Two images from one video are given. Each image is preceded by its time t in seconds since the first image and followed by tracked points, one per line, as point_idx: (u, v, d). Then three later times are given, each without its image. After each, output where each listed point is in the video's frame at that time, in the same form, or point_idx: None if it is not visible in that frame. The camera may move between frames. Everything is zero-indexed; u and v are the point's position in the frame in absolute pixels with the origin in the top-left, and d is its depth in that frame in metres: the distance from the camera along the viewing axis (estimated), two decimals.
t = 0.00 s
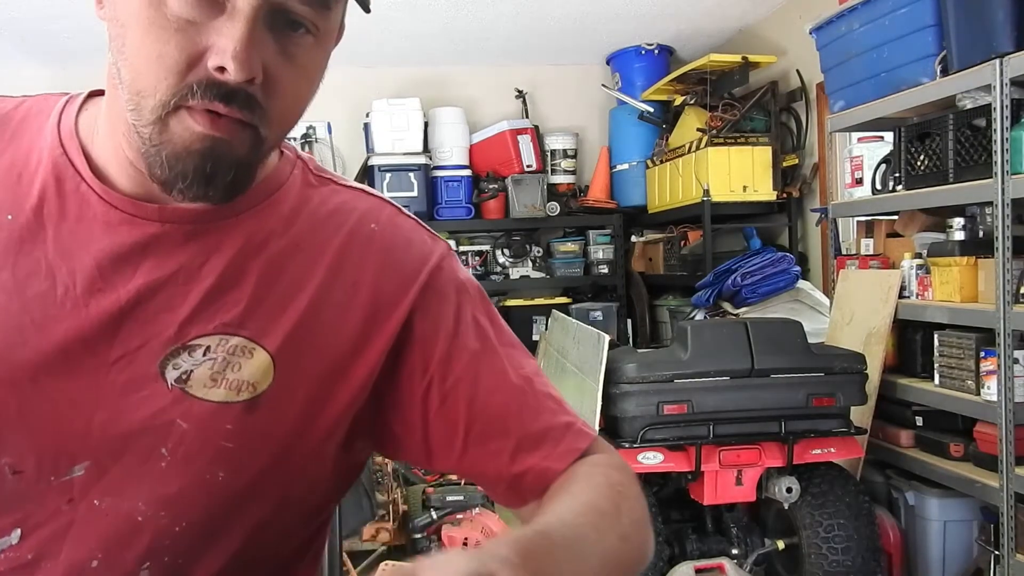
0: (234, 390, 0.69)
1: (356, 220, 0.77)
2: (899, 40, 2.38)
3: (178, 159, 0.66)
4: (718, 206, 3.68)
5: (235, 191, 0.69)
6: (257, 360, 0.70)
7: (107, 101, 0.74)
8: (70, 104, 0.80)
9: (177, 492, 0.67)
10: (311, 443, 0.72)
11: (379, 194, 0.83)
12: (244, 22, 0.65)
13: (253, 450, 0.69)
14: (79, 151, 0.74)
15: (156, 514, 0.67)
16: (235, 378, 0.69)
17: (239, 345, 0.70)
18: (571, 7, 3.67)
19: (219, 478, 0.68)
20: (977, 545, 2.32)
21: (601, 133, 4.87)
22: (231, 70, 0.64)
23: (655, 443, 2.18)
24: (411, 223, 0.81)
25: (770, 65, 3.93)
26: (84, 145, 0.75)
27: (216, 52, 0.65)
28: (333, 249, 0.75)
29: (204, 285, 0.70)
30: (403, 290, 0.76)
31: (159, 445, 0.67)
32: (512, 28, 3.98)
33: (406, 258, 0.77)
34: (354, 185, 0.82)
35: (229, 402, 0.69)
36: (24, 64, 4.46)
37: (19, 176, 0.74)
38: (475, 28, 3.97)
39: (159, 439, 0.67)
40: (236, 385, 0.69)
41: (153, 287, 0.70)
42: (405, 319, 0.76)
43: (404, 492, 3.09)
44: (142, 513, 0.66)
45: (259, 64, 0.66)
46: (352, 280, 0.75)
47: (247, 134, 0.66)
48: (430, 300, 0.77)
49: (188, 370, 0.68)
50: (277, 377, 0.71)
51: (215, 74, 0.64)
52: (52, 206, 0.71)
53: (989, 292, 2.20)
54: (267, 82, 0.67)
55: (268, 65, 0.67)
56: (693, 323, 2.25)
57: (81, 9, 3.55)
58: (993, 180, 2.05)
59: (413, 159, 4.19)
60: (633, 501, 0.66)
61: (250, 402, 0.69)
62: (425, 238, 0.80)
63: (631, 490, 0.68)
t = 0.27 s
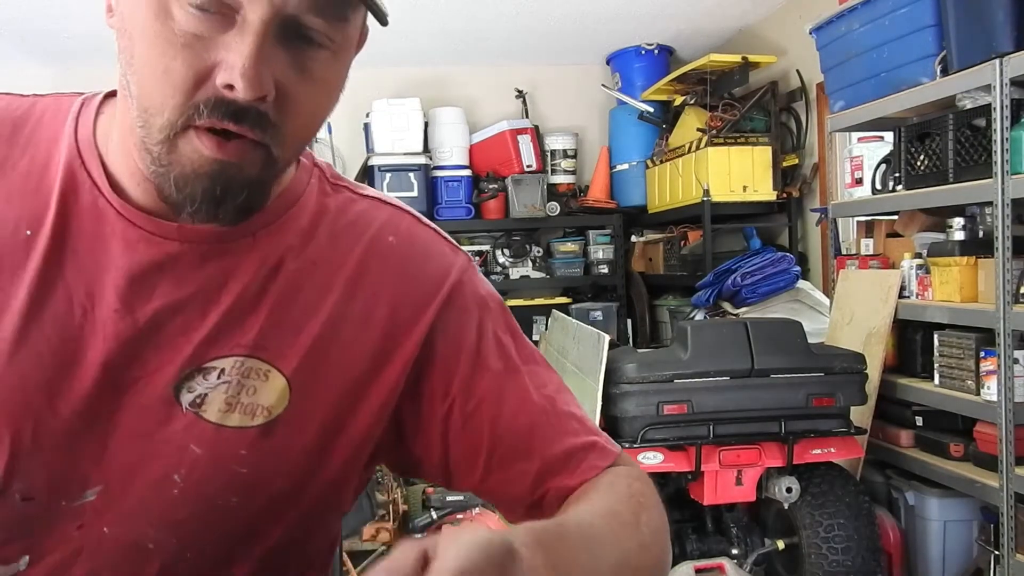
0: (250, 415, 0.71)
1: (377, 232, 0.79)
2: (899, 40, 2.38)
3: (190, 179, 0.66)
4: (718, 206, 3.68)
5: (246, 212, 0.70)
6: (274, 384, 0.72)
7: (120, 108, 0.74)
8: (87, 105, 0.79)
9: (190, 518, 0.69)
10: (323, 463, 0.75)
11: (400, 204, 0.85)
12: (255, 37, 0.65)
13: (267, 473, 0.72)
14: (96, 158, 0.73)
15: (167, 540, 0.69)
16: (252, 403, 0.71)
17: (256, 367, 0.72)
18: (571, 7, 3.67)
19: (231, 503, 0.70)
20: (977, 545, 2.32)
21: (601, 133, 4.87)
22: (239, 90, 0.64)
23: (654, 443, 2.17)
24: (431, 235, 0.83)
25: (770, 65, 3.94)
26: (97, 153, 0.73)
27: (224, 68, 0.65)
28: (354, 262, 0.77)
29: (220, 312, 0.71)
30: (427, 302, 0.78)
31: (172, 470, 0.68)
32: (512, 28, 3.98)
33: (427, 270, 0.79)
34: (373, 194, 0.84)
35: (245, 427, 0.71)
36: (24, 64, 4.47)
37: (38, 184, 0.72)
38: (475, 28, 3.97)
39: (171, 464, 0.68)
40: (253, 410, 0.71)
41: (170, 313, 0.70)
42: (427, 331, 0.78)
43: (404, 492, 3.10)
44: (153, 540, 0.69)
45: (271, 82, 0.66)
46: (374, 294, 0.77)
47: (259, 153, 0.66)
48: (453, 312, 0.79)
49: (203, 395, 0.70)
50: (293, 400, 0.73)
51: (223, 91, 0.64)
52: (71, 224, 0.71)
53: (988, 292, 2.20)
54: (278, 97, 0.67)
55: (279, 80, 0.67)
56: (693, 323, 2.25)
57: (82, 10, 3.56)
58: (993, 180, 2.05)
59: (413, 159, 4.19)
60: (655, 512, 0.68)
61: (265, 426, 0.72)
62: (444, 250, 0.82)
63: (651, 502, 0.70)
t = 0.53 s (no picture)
0: (270, 425, 0.74)
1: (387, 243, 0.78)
2: (898, 41, 2.38)
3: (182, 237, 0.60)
4: (718, 206, 3.68)
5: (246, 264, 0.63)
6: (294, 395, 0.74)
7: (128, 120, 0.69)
8: (103, 110, 0.76)
9: (213, 525, 0.76)
10: (337, 467, 0.80)
11: (409, 210, 0.84)
12: (235, 125, 0.57)
13: (284, 482, 0.77)
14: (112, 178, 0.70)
15: (185, 545, 0.77)
16: (270, 414, 0.74)
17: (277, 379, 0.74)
18: (571, 8, 3.67)
19: (250, 510, 0.77)
20: (977, 545, 2.32)
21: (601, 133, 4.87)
22: (221, 179, 0.57)
23: (655, 443, 2.17)
24: (444, 244, 0.81)
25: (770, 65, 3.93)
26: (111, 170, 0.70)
27: (205, 151, 0.57)
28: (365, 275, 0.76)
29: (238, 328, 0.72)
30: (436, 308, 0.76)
31: (194, 480, 0.74)
32: (512, 28, 3.98)
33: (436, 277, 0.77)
34: (381, 202, 0.83)
35: (265, 437, 0.74)
36: (24, 65, 4.47)
37: (56, 192, 0.71)
38: (474, 29, 3.97)
39: (192, 474, 0.73)
40: (272, 420, 0.74)
41: (189, 329, 0.71)
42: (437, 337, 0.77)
43: (404, 492, 3.09)
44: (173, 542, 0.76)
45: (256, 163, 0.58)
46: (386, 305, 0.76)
47: (250, 226, 0.59)
48: (463, 320, 0.77)
49: (226, 405, 0.73)
50: (312, 413, 0.75)
51: (205, 176, 0.58)
52: (92, 237, 0.70)
53: (988, 292, 2.20)
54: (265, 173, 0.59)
55: (267, 159, 0.59)
56: (693, 323, 2.25)
57: (83, 11, 3.57)
58: (993, 180, 2.05)
59: (413, 159, 4.19)
60: (632, 456, 0.73)
61: (285, 436, 0.75)
62: (457, 257, 0.80)
63: (642, 471, 0.73)
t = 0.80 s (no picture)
0: (256, 401, 0.69)
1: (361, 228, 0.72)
2: (898, 40, 2.38)
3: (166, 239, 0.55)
4: (718, 206, 3.67)
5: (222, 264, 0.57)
6: (279, 372, 0.70)
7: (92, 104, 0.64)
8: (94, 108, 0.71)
9: (203, 504, 0.69)
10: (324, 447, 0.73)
11: (389, 196, 0.78)
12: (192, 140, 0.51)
13: (274, 459, 0.70)
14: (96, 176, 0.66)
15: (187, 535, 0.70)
16: (257, 390, 0.69)
17: (263, 357, 0.70)
18: (572, 6, 3.66)
19: (240, 489, 0.70)
20: (977, 545, 2.32)
21: (601, 133, 4.87)
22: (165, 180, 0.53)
23: (655, 443, 2.17)
24: (418, 222, 0.74)
25: (770, 65, 3.94)
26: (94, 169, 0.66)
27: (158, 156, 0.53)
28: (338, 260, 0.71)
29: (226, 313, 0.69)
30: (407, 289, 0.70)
31: (184, 459, 0.68)
32: (512, 28, 3.98)
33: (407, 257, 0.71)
34: (362, 191, 0.77)
35: (252, 414, 0.69)
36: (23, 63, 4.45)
37: (51, 188, 0.68)
38: (475, 28, 3.97)
39: (182, 452, 0.68)
40: (258, 396, 0.69)
41: (182, 314, 0.67)
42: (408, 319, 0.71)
43: (403, 492, 3.08)
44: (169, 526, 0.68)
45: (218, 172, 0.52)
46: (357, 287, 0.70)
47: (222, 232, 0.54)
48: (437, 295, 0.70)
49: (213, 385, 0.68)
50: (297, 387, 0.71)
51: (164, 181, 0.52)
52: (85, 218, 0.66)
53: (988, 292, 2.20)
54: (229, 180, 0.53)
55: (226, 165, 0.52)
56: (693, 323, 2.25)
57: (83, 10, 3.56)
58: (993, 180, 2.05)
59: (413, 159, 4.19)
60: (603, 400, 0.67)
61: (273, 411, 0.70)
62: (428, 233, 0.73)
63: (624, 425, 0.66)
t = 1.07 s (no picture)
0: (218, 385, 0.67)
1: (332, 217, 0.72)
2: (898, 40, 2.38)
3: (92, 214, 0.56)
4: (719, 206, 3.67)
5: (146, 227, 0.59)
6: (241, 356, 0.68)
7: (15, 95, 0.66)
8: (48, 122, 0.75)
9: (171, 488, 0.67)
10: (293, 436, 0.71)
11: (366, 183, 0.77)
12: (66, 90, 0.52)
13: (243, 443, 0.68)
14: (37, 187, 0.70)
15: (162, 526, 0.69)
16: (218, 373, 0.67)
17: (225, 342, 0.68)
18: (571, 6, 3.66)
19: (209, 473, 0.68)
20: (977, 545, 2.32)
21: (601, 134, 4.87)
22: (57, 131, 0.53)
23: (655, 443, 2.18)
24: (389, 211, 0.73)
25: (770, 65, 3.93)
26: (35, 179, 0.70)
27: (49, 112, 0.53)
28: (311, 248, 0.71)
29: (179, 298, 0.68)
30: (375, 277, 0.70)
31: (148, 444, 0.67)
32: (512, 28, 3.98)
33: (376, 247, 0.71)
34: (337, 176, 0.76)
35: (213, 398, 0.67)
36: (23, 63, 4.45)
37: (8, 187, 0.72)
38: (475, 28, 3.96)
39: (147, 438, 0.67)
40: (220, 380, 0.67)
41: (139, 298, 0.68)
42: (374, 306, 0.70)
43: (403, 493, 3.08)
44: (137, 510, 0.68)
45: (106, 130, 0.54)
46: (331, 273, 0.70)
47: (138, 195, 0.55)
48: (394, 281, 0.70)
49: (173, 369, 0.67)
50: (260, 371, 0.68)
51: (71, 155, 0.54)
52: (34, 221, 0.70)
53: (989, 292, 2.20)
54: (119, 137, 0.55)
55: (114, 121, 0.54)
56: (693, 323, 2.24)
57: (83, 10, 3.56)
58: (994, 180, 2.05)
59: (413, 159, 4.19)
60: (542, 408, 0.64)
61: (235, 395, 0.68)
62: (396, 221, 0.72)
63: (564, 434, 0.63)
